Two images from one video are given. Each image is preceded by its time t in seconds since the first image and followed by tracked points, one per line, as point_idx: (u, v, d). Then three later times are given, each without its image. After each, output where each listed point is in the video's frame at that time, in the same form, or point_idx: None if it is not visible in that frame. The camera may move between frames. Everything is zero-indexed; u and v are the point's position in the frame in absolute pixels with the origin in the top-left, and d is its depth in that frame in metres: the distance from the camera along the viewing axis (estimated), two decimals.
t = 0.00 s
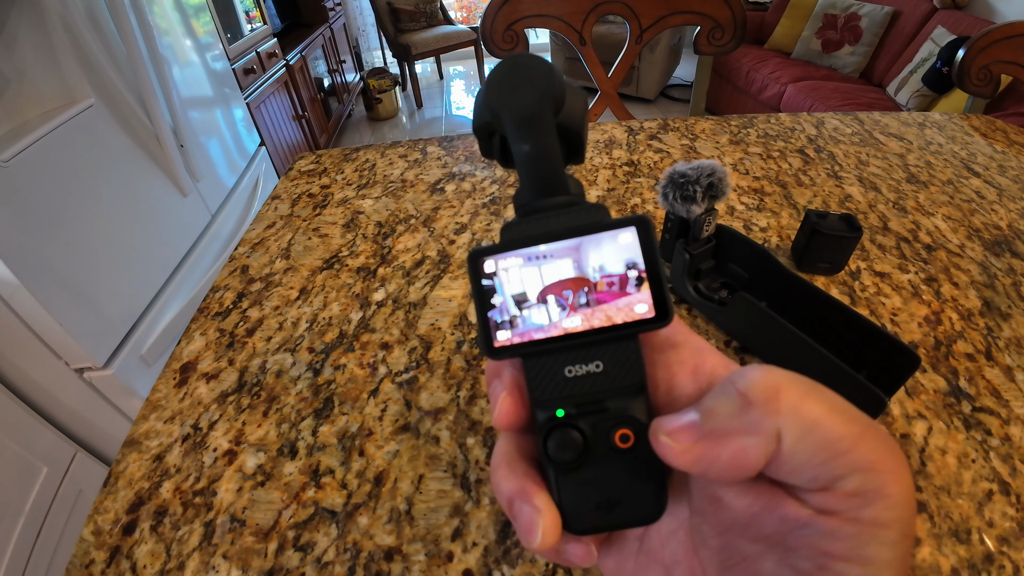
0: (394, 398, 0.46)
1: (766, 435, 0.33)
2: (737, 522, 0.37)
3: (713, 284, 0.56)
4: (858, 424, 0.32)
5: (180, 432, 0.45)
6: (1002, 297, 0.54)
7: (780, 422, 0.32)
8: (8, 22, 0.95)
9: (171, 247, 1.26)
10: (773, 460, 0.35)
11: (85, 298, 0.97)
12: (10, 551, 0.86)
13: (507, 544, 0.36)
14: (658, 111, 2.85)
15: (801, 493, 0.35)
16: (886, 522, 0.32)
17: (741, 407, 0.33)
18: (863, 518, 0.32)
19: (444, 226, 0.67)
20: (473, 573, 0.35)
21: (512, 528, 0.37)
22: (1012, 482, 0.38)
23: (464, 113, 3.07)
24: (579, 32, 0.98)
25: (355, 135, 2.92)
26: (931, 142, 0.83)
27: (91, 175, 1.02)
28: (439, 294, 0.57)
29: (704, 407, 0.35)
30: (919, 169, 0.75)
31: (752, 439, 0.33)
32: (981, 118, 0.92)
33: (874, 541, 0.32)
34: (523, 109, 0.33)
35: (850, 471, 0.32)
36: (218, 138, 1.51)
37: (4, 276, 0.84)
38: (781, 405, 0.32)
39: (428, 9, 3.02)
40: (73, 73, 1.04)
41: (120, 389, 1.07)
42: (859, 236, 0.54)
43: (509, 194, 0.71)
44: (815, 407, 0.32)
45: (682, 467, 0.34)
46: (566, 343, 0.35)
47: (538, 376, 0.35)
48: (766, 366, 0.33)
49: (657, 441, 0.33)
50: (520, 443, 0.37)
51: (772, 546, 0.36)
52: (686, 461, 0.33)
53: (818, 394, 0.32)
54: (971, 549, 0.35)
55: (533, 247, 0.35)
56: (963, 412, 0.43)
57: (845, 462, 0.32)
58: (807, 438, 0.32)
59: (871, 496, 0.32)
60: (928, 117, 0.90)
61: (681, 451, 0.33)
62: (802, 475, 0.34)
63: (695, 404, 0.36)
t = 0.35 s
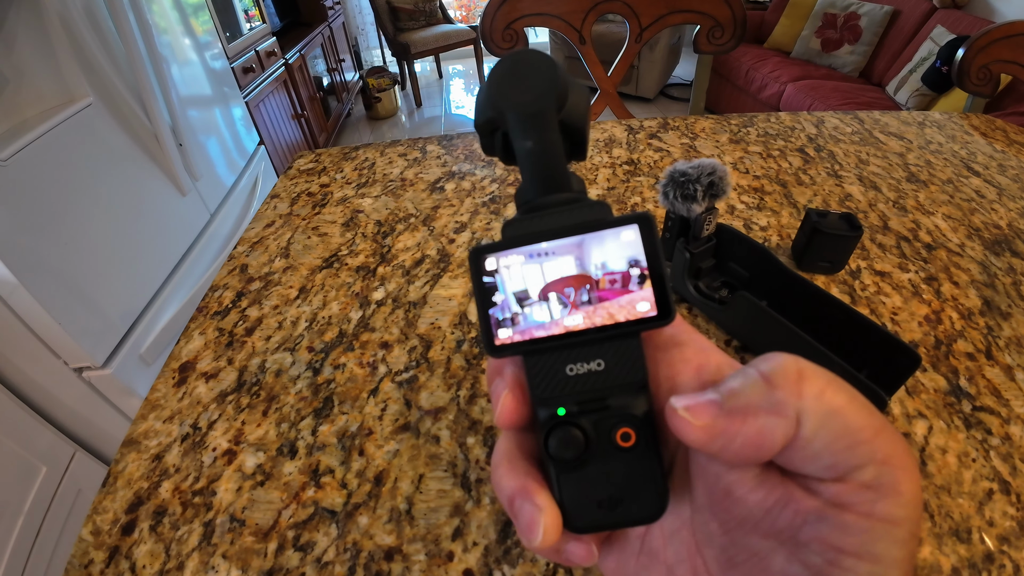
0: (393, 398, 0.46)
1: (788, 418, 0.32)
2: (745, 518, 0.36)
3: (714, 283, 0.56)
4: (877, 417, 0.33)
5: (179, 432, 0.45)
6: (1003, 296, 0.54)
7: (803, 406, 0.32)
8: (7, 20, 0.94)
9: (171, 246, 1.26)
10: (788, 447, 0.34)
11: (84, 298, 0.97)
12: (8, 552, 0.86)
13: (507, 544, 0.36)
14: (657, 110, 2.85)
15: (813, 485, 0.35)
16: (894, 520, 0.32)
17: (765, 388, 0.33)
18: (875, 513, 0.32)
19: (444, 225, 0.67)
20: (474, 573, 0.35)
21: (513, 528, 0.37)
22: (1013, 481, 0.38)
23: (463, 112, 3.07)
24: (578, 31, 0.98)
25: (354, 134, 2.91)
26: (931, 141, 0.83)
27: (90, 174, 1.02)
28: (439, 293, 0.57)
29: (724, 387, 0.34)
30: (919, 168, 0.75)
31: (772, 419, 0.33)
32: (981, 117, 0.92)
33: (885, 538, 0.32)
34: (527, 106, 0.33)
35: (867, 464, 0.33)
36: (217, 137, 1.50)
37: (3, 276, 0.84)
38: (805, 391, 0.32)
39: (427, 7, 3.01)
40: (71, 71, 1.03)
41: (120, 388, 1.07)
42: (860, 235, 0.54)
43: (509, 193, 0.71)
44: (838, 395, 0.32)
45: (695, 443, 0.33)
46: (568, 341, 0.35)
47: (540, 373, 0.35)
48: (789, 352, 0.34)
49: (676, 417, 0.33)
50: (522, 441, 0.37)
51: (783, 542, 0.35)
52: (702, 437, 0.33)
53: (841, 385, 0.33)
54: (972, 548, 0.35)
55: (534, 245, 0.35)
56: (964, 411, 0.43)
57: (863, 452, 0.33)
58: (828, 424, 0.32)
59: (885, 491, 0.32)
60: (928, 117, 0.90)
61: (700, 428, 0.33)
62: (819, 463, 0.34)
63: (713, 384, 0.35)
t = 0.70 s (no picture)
0: (391, 397, 0.46)
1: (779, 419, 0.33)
2: (739, 516, 0.36)
3: (712, 283, 0.56)
4: (870, 416, 0.33)
5: (176, 431, 0.45)
6: (1001, 296, 0.54)
7: (794, 406, 0.32)
8: (6, 21, 0.93)
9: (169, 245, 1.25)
10: (780, 446, 0.34)
11: (83, 297, 0.97)
12: (9, 550, 0.86)
13: (504, 543, 0.36)
14: (657, 110, 2.85)
15: (806, 484, 0.35)
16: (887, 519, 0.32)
17: (756, 389, 0.33)
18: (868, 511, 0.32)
19: (442, 224, 0.67)
20: (470, 573, 0.35)
21: (510, 527, 0.37)
22: (1011, 481, 0.38)
23: (462, 111, 3.07)
24: (577, 30, 0.98)
25: (353, 133, 2.91)
26: (930, 140, 0.83)
27: (89, 173, 1.01)
28: (437, 293, 0.57)
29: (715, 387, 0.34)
30: (917, 167, 0.75)
31: (763, 421, 0.33)
32: (980, 116, 0.92)
33: (881, 536, 0.32)
34: (525, 106, 0.33)
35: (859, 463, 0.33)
36: (215, 136, 1.50)
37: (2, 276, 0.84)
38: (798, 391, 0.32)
39: (427, 7, 3.01)
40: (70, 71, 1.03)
41: (119, 387, 1.07)
42: (858, 235, 0.54)
43: (508, 192, 0.71)
44: (830, 395, 0.32)
45: (685, 443, 0.34)
46: (567, 338, 0.35)
47: (538, 371, 0.35)
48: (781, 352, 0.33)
49: (668, 417, 0.33)
50: (520, 438, 0.37)
51: (778, 540, 0.35)
52: (694, 437, 0.33)
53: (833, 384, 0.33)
54: (970, 548, 0.35)
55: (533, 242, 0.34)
56: (961, 411, 0.43)
57: (856, 451, 0.33)
58: (819, 424, 0.32)
59: (881, 489, 0.32)
60: (927, 116, 0.90)
61: (691, 428, 0.33)
62: (811, 462, 0.34)
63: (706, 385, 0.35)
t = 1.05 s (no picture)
0: (390, 395, 0.47)
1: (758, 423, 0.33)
2: (729, 513, 0.37)
3: (708, 282, 0.56)
4: (848, 417, 0.34)
5: (178, 429, 0.46)
6: (994, 295, 0.55)
7: (772, 410, 0.33)
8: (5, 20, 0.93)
9: (169, 244, 1.26)
10: (762, 449, 0.35)
11: (82, 296, 0.98)
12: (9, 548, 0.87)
13: (501, 538, 0.37)
14: (656, 109, 2.85)
15: (788, 485, 0.36)
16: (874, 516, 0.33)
17: (736, 394, 0.34)
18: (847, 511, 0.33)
19: (440, 223, 0.67)
20: (468, 568, 0.35)
21: (507, 523, 0.38)
22: (1003, 479, 0.39)
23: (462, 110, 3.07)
24: (576, 30, 0.99)
25: (353, 132, 2.91)
26: (926, 141, 0.83)
27: (88, 173, 1.02)
28: (436, 292, 0.57)
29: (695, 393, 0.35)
30: (913, 168, 0.76)
31: (743, 426, 0.34)
32: (977, 116, 0.92)
33: (861, 535, 0.32)
34: (517, 114, 0.33)
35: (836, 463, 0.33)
36: (214, 135, 1.50)
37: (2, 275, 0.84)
38: (776, 394, 0.33)
39: (427, 5, 3.01)
40: (69, 70, 1.03)
41: (119, 386, 1.07)
42: (853, 235, 0.54)
43: (506, 192, 0.72)
44: (808, 398, 0.33)
45: (671, 450, 0.34)
46: (556, 340, 0.36)
47: (529, 372, 0.35)
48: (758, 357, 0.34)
49: (650, 424, 0.33)
50: (514, 438, 0.38)
51: (761, 538, 0.36)
52: (676, 444, 0.33)
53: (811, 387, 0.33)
54: (961, 544, 0.35)
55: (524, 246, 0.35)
56: (954, 409, 0.44)
57: (834, 452, 0.33)
58: (799, 426, 0.33)
59: (858, 489, 0.33)
60: (924, 116, 0.90)
61: (673, 434, 0.33)
62: (792, 464, 0.35)
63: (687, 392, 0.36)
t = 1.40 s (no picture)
0: (390, 394, 0.47)
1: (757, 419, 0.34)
2: (728, 509, 0.37)
3: (706, 281, 0.57)
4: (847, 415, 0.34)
5: (179, 428, 0.46)
6: (993, 295, 0.55)
7: (773, 408, 0.33)
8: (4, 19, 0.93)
9: (168, 244, 1.26)
10: (761, 446, 0.35)
11: (82, 296, 0.98)
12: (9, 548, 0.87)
13: (501, 536, 0.37)
14: (656, 108, 2.85)
15: (787, 481, 0.36)
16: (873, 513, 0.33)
17: (737, 391, 0.34)
18: (847, 507, 0.33)
19: (440, 223, 0.67)
20: (468, 566, 0.36)
21: (507, 521, 0.38)
22: (1001, 477, 0.39)
23: (461, 109, 3.07)
24: (575, 30, 0.99)
25: (352, 131, 2.91)
26: (925, 140, 0.83)
27: (88, 173, 1.02)
28: (435, 291, 0.58)
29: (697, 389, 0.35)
30: (912, 167, 0.76)
31: (743, 423, 0.34)
32: (976, 116, 0.92)
33: (859, 532, 0.33)
34: (521, 112, 0.34)
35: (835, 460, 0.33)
36: (214, 135, 1.50)
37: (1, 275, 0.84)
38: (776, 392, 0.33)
39: (426, 5, 3.01)
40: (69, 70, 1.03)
41: (119, 386, 1.07)
42: (851, 235, 0.54)
43: (505, 192, 0.72)
44: (807, 396, 0.33)
45: (671, 444, 0.34)
46: (560, 337, 0.36)
47: (532, 368, 0.36)
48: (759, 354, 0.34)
49: (651, 419, 0.34)
50: (516, 433, 0.38)
51: (759, 534, 0.36)
52: (676, 438, 0.34)
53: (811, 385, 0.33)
54: (960, 542, 0.36)
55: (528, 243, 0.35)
56: (952, 408, 0.44)
57: (833, 450, 0.33)
58: (798, 424, 0.33)
59: (856, 486, 0.33)
60: (923, 116, 0.90)
61: (675, 428, 0.33)
62: (791, 460, 0.35)
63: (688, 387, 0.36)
